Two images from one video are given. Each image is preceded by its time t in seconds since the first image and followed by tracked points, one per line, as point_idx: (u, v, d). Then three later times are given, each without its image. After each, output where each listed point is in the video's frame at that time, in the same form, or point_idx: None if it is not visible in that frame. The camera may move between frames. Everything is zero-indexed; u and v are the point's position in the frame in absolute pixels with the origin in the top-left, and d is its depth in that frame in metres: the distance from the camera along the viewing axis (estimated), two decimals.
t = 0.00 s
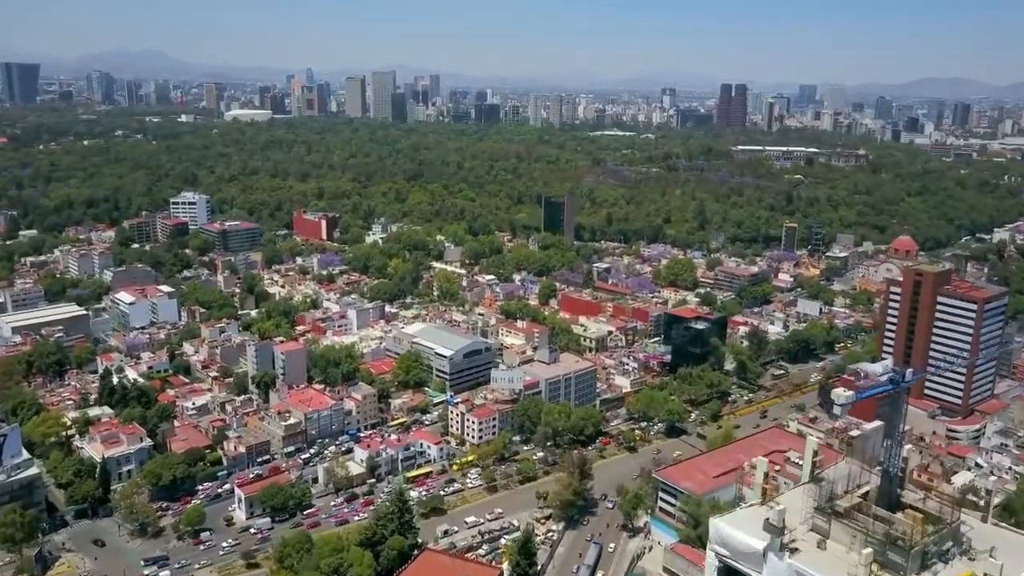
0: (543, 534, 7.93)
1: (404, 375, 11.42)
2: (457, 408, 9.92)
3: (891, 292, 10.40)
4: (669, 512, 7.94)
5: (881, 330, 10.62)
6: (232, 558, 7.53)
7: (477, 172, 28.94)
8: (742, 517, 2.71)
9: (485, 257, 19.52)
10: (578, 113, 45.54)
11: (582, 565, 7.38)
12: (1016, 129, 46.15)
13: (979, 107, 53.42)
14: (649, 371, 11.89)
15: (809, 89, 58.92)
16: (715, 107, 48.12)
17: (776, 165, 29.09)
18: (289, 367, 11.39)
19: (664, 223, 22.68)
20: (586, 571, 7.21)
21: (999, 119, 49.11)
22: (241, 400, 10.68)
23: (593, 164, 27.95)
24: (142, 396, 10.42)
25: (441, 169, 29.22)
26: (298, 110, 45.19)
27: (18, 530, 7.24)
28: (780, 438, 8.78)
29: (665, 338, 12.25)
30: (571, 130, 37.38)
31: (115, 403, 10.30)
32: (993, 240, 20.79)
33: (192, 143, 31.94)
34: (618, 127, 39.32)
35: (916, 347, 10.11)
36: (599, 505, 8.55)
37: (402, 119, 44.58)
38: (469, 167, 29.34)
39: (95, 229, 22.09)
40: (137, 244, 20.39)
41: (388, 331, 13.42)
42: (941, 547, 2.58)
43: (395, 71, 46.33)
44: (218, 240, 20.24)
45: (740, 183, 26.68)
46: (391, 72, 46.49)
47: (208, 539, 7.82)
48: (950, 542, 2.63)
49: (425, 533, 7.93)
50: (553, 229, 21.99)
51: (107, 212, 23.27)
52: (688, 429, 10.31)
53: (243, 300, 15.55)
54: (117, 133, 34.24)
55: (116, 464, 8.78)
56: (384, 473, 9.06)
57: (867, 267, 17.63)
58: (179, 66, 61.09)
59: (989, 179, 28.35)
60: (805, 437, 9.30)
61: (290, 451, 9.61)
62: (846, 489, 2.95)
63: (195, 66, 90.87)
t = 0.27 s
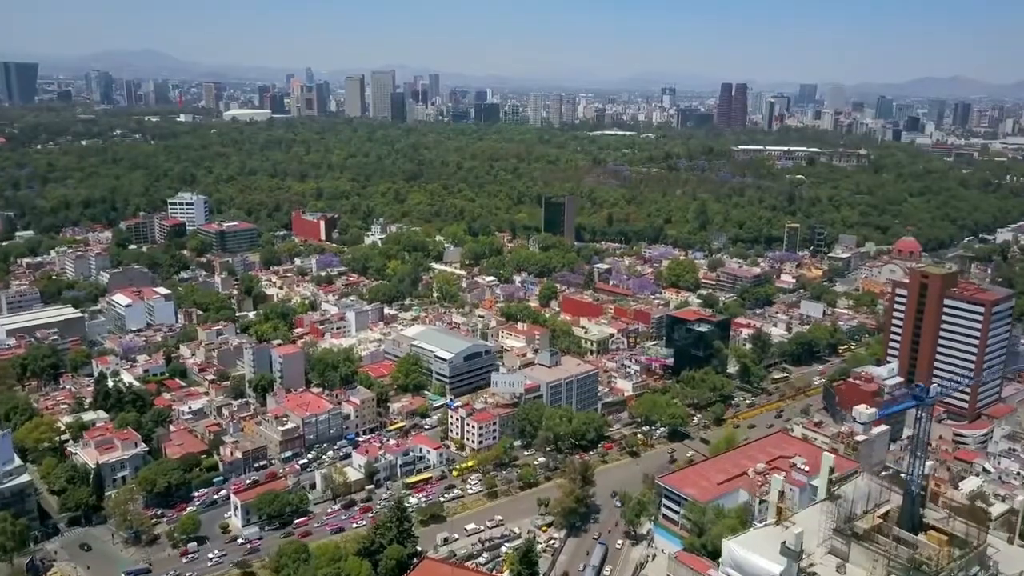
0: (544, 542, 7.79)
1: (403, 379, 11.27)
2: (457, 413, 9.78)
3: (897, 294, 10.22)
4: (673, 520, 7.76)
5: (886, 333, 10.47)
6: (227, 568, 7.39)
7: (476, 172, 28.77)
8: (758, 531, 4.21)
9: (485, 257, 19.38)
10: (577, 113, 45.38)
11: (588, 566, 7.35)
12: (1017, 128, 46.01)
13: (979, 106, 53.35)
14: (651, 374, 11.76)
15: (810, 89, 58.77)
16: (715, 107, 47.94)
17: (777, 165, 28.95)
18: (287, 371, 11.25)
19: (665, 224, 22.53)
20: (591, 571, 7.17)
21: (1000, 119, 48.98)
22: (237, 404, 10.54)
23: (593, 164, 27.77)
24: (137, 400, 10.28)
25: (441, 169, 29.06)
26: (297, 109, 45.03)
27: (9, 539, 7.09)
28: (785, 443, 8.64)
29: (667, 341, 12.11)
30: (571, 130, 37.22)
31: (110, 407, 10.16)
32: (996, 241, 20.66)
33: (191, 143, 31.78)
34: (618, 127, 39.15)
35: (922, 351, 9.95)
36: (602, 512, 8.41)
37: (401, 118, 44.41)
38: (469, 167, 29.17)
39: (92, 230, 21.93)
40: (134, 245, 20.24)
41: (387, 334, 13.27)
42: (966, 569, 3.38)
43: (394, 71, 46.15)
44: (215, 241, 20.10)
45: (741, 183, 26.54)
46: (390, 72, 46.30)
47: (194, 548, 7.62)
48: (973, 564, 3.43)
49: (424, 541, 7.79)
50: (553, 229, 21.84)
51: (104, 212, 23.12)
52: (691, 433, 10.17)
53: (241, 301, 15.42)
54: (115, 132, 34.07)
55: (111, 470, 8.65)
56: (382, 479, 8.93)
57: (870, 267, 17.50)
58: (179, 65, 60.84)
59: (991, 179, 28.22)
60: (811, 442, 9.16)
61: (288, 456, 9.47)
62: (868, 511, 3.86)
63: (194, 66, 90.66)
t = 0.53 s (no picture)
0: (546, 550, 7.65)
1: (402, 382, 11.12)
2: (457, 417, 9.64)
3: (902, 296, 10.09)
4: (677, 527, 7.65)
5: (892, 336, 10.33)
6: None
7: (476, 172, 28.62)
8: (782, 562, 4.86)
9: (485, 258, 19.23)
10: (577, 112, 45.23)
11: (594, 567, 7.35)
12: (1017, 128, 45.90)
13: (979, 106, 53.24)
14: (653, 377, 11.62)
15: (810, 88, 58.63)
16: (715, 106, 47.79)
17: (778, 165, 28.82)
18: (284, 375, 11.12)
19: (666, 224, 22.41)
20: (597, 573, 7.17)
21: (1001, 118, 48.85)
22: (234, 408, 10.41)
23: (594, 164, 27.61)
24: (132, 405, 10.14)
25: (440, 169, 28.91)
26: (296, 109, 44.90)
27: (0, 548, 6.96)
28: (790, 449, 8.50)
29: (669, 344, 11.98)
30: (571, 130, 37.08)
31: (105, 412, 10.03)
32: (998, 241, 20.53)
33: (189, 144, 31.65)
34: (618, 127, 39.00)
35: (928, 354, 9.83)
36: (604, 519, 8.26)
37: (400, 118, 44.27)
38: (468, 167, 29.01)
39: (88, 231, 21.78)
40: (131, 246, 20.10)
41: (387, 336, 13.14)
42: None
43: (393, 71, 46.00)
44: (213, 242, 19.96)
45: (742, 183, 26.40)
46: (389, 71, 46.13)
47: (180, 560, 7.47)
48: None
49: (424, 548, 7.66)
50: (554, 230, 21.71)
51: (102, 213, 22.97)
52: (694, 437, 10.04)
53: (238, 303, 15.28)
54: (113, 132, 33.91)
55: (105, 476, 8.51)
56: (381, 485, 8.79)
57: (872, 268, 17.37)
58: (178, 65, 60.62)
59: (993, 179, 28.09)
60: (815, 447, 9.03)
61: (285, 461, 9.34)
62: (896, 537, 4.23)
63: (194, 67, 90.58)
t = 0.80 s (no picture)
0: (548, 558, 7.52)
1: (400, 387, 10.98)
2: (457, 422, 9.50)
3: (910, 298, 9.93)
4: (681, 536, 7.49)
5: (898, 339, 10.18)
6: None
7: (476, 173, 28.48)
8: None
9: (485, 260, 19.10)
10: (577, 113, 45.09)
11: (600, 566, 7.35)
12: (1017, 127, 45.83)
13: (980, 106, 53.11)
14: (655, 381, 11.48)
15: (810, 88, 58.49)
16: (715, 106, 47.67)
17: (779, 166, 28.69)
18: (282, 379, 10.99)
19: (666, 225, 22.29)
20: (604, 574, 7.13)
21: (1001, 118, 48.78)
22: (231, 413, 10.28)
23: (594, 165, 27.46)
24: (127, 410, 10.00)
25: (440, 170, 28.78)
26: (295, 110, 44.82)
27: None
28: (796, 455, 8.37)
29: (671, 347, 11.84)
30: (571, 130, 36.96)
31: (100, 417, 9.91)
32: (1001, 242, 20.40)
33: (188, 145, 31.52)
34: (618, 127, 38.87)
35: (935, 358, 9.70)
36: (607, 527, 8.13)
37: (399, 119, 44.16)
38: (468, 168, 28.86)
39: (85, 233, 21.65)
40: (129, 248, 19.97)
41: (385, 340, 13.00)
42: None
43: (393, 72, 45.94)
44: (211, 244, 19.83)
45: (743, 183, 26.28)
46: (389, 72, 46.00)
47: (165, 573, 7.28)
48: None
49: (424, 557, 7.51)
50: (554, 231, 21.57)
51: (99, 215, 22.85)
52: (697, 442, 9.91)
53: (236, 306, 15.15)
54: (111, 133, 33.77)
55: (99, 483, 8.38)
56: (380, 492, 8.65)
57: (876, 270, 17.23)
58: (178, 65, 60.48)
59: (995, 179, 27.96)
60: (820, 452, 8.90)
61: (283, 467, 9.21)
62: None
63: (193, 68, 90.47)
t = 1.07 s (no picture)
0: (550, 567, 7.39)
1: (400, 391, 10.85)
2: (457, 427, 9.37)
3: (915, 301, 9.82)
4: (686, 544, 7.43)
5: (903, 342, 10.07)
6: None
7: (476, 173, 28.35)
8: None
9: (485, 261, 18.97)
10: (577, 112, 44.94)
11: (607, 566, 7.36)
12: (1018, 127, 45.68)
13: (980, 105, 52.96)
14: (658, 385, 11.35)
15: (810, 88, 58.36)
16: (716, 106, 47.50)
17: (780, 166, 28.56)
18: (280, 383, 10.86)
19: (668, 226, 22.16)
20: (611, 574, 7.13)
21: (1002, 118, 48.63)
22: (228, 417, 10.15)
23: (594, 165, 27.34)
24: (123, 415, 9.86)
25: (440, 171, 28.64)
26: (295, 110, 44.73)
27: None
28: (801, 460, 8.24)
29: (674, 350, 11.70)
30: (571, 131, 36.83)
31: (95, 422, 9.77)
32: (1005, 243, 20.26)
33: (187, 145, 31.37)
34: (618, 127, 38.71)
35: (941, 362, 9.58)
36: (609, 533, 8.00)
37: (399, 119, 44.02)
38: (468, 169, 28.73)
39: (83, 233, 21.50)
40: (126, 249, 19.82)
41: (384, 343, 12.86)
42: None
43: (392, 72, 45.81)
44: (209, 245, 19.69)
45: (744, 183, 26.14)
46: (388, 72, 45.85)
47: None
48: None
49: (423, 566, 7.38)
50: (554, 231, 21.42)
51: (96, 215, 22.70)
52: (700, 447, 9.77)
53: (234, 308, 15.01)
54: (110, 133, 33.61)
55: (93, 490, 8.24)
56: (378, 499, 8.52)
57: (879, 270, 17.10)
58: (178, 65, 60.32)
59: (997, 180, 27.83)
60: (826, 457, 8.77)
61: (280, 473, 9.08)
62: None
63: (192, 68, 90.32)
